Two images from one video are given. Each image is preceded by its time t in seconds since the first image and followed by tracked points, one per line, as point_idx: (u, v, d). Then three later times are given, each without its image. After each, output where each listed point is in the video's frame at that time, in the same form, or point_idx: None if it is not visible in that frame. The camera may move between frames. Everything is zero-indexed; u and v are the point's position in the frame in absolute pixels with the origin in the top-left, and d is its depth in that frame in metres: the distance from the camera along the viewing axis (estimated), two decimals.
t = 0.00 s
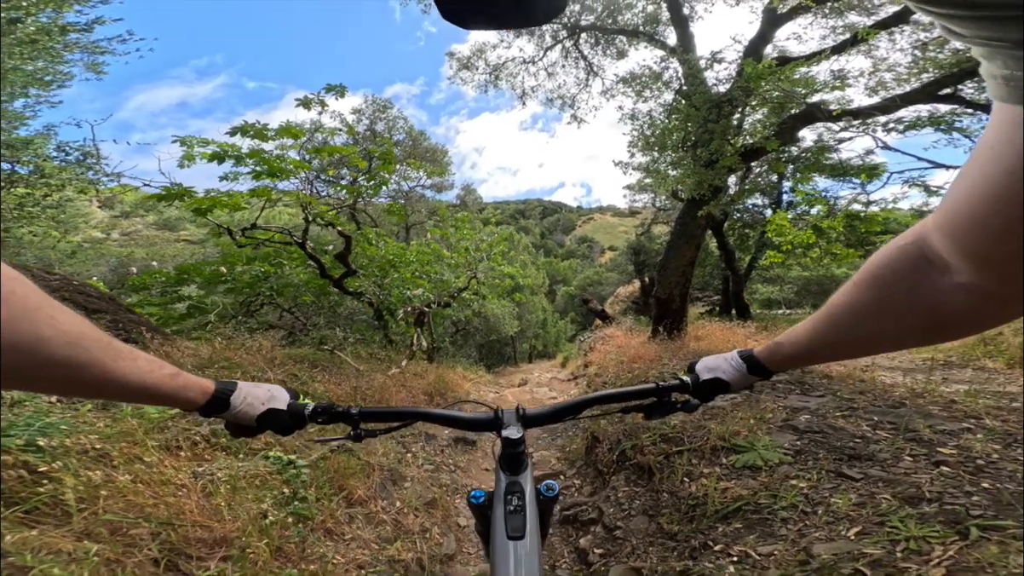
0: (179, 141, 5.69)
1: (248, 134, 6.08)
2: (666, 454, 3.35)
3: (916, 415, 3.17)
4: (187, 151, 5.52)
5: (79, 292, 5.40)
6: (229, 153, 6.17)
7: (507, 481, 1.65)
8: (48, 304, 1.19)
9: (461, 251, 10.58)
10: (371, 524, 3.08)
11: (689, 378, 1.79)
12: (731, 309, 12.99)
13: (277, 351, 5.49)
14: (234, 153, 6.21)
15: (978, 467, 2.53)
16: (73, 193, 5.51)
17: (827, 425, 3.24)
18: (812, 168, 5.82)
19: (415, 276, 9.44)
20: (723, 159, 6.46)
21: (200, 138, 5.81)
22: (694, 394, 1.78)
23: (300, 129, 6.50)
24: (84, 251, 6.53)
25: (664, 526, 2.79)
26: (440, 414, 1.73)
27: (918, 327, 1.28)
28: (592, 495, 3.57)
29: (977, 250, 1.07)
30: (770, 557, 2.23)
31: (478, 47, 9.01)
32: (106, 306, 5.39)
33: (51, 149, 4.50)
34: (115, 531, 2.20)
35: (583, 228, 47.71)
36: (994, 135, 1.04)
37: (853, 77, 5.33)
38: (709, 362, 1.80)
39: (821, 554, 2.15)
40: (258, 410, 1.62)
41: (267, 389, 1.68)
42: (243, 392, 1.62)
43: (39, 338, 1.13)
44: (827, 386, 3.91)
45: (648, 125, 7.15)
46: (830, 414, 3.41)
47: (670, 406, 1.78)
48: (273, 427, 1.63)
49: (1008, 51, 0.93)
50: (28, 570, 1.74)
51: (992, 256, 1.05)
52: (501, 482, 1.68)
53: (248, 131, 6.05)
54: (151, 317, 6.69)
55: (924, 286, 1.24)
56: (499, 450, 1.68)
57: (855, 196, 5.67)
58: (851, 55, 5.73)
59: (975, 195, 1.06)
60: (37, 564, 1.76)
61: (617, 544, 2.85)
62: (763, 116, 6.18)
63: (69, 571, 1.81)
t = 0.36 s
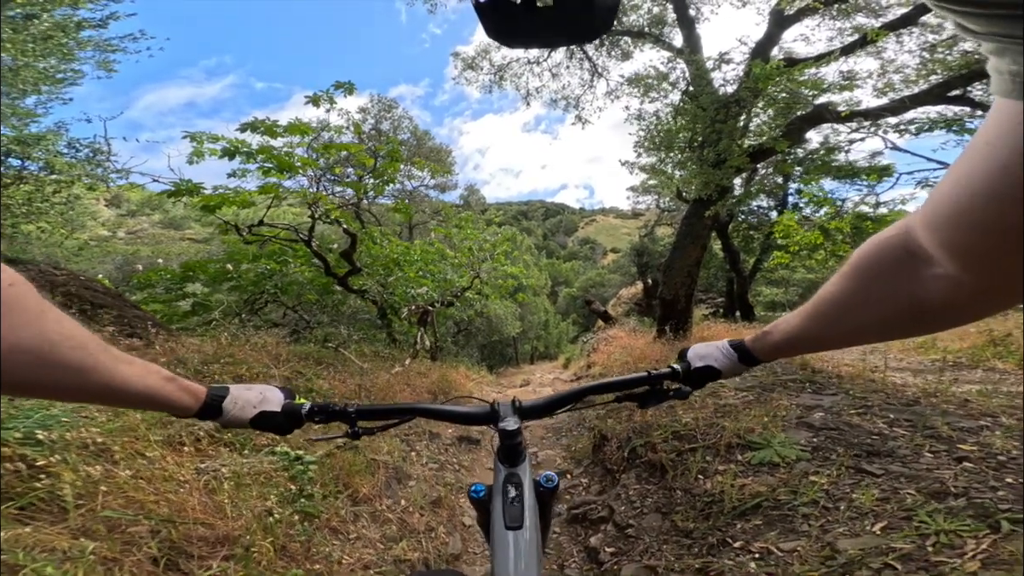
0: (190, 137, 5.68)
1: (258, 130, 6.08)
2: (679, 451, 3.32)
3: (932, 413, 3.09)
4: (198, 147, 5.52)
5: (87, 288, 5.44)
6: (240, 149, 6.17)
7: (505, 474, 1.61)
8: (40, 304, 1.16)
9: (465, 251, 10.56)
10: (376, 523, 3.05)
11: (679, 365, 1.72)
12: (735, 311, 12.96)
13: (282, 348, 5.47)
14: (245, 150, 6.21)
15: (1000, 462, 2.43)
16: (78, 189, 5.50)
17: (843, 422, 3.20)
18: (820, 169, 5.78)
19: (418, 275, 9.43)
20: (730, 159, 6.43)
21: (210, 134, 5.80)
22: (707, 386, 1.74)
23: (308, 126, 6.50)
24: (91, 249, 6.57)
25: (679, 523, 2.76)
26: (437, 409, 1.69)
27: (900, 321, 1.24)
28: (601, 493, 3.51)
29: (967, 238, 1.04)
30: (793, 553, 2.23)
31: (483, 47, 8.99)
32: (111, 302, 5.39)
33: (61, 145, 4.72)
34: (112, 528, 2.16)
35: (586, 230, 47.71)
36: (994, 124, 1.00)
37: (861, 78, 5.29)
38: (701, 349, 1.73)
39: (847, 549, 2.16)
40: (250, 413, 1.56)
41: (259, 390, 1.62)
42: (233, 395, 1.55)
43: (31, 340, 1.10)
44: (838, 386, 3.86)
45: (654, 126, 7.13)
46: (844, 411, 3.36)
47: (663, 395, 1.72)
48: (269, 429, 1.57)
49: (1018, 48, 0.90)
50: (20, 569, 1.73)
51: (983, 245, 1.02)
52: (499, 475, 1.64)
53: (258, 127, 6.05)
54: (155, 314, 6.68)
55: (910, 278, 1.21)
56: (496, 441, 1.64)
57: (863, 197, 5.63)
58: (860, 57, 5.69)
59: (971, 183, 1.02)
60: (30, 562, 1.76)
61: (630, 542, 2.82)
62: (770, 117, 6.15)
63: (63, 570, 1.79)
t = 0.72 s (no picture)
0: (193, 135, 5.68)
1: (261, 129, 6.07)
2: (682, 452, 3.31)
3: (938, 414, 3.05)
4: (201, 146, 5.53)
5: (90, 286, 5.45)
6: (243, 147, 6.17)
7: (518, 474, 1.60)
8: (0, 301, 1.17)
9: (466, 251, 10.56)
10: (377, 523, 3.04)
11: (694, 364, 1.71)
12: (737, 313, 12.95)
13: (284, 347, 5.47)
14: (248, 148, 6.21)
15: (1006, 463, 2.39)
16: (82, 188, 5.51)
17: (848, 423, 3.19)
18: (824, 171, 5.77)
19: (420, 275, 9.42)
20: (734, 160, 6.42)
21: (214, 132, 5.80)
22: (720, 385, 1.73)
23: (311, 125, 6.50)
24: (94, 247, 6.56)
25: (682, 524, 2.75)
26: (446, 409, 1.68)
27: (901, 317, 1.25)
28: (603, 494, 3.50)
29: (952, 237, 1.04)
30: (799, 554, 2.22)
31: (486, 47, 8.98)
32: (114, 300, 5.39)
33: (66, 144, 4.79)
34: (113, 528, 2.16)
35: (587, 231, 47.70)
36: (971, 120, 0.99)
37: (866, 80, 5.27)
38: (716, 347, 1.73)
39: (854, 550, 2.15)
40: (240, 408, 1.54)
41: (255, 386, 1.61)
42: (225, 391, 1.55)
43: None
44: (842, 387, 3.84)
45: (657, 127, 7.12)
46: (849, 412, 3.35)
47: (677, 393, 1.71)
48: (262, 425, 1.55)
49: (985, 49, 0.88)
50: (20, 568, 1.72)
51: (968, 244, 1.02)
52: (511, 474, 1.63)
53: (261, 126, 6.04)
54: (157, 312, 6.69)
55: (905, 275, 1.21)
56: (509, 441, 1.62)
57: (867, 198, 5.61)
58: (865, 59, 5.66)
59: (952, 182, 1.02)
60: (30, 562, 1.74)
61: (633, 543, 2.81)
62: (773, 118, 6.14)
63: (63, 570, 1.79)
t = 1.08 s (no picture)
0: (197, 133, 5.68)
1: (264, 127, 6.07)
2: (686, 453, 3.29)
3: (943, 415, 3.04)
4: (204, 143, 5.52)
5: (93, 284, 5.45)
6: (246, 145, 6.16)
7: (524, 476, 1.60)
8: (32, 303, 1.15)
9: (467, 250, 10.55)
10: (379, 524, 3.04)
11: (703, 365, 1.71)
12: (738, 313, 12.93)
13: (285, 345, 5.46)
14: (251, 146, 6.21)
15: (1012, 465, 2.41)
16: (86, 186, 5.51)
17: (852, 424, 3.18)
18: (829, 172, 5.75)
19: (421, 274, 9.42)
20: (738, 160, 6.40)
21: (217, 130, 5.80)
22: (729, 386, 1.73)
23: (314, 123, 6.49)
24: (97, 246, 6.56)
25: (685, 525, 2.74)
26: (452, 411, 1.67)
27: (920, 322, 1.23)
28: (605, 495, 3.50)
29: (981, 240, 1.03)
30: (803, 556, 2.21)
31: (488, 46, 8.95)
32: (117, 299, 5.40)
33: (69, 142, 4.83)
34: (113, 528, 2.15)
35: (588, 231, 47.65)
36: (1009, 123, 0.97)
37: (873, 80, 5.24)
38: (724, 349, 1.73)
39: (859, 550, 2.13)
40: (260, 416, 1.54)
41: (269, 391, 1.60)
42: (242, 398, 1.54)
43: (16, 340, 1.09)
44: (846, 387, 3.83)
45: (660, 127, 7.11)
46: (853, 414, 3.34)
47: (685, 395, 1.71)
48: (282, 431, 1.56)
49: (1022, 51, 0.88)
50: (20, 570, 1.71)
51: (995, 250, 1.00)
52: (517, 477, 1.63)
53: (264, 124, 6.04)
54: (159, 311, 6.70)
55: (926, 280, 1.19)
56: (516, 442, 1.62)
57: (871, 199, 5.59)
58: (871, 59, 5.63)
59: (984, 185, 1.00)
60: (30, 563, 1.73)
61: (636, 544, 2.81)
62: (776, 117, 6.12)
63: (64, 572, 1.78)
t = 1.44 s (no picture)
0: (202, 131, 5.70)
1: (269, 125, 6.09)
2: (686, 453, 3.31)
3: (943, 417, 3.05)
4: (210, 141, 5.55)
5: (97, 281, 5.44)
6: (252, 143, 6.18)
7: (522, 473, 1.61)
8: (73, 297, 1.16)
9: (469, 249, 10.57)
10: (381, 521, 3.05)
11: (704, 366, 1.71)
12: (740, 314, 12.92)
13: (288, 343, 5.49)
14: (256, 144, 6.23)
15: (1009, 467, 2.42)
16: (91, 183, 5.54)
17: (852, 425, 3.18)
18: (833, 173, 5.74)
19: (423, 273, 9.44)
20: (741, 161, 6.40)
21: (223, 128, 5.81)
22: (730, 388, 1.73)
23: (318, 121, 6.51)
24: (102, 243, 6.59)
25: (685, 525, 2.75)
26: (451, 406, 1.69)
27: (934, 320, 1.24)
28: (605, 494, 3.51)
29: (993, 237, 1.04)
30: (801, 556, 2.22)
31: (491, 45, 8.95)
32: (122, 296, 5.43)
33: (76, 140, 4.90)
34: (118, 524, 2.17)
35: (590, 231, 47.64)
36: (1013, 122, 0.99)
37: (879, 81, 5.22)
38: (726, 349, 1.73)
39: (856, 551, 2.14)
40: (268, 409, 1.56)
41: (277, 385, 1.61)
42: (252, 391, 1.55)
43: (66, 335, 1.10)
44: (847, 389, 3.83)
45: (664, 127, 7.11)
46: (853, 415, 3.35)
47: (686, 395, 1.69)
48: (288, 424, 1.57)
49: None
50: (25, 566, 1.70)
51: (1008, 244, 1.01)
52: (515, 474, 1.63)
53: (269, 122, 6.06)
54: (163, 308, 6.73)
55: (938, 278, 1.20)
56: (513, 440, 1.63)
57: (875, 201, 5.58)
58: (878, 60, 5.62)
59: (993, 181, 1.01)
60: (37, 559, 1.73)
61: (635, 543, 2.82)
62: (781, 118, 6.12)
63: (69, 568, 1.79)
